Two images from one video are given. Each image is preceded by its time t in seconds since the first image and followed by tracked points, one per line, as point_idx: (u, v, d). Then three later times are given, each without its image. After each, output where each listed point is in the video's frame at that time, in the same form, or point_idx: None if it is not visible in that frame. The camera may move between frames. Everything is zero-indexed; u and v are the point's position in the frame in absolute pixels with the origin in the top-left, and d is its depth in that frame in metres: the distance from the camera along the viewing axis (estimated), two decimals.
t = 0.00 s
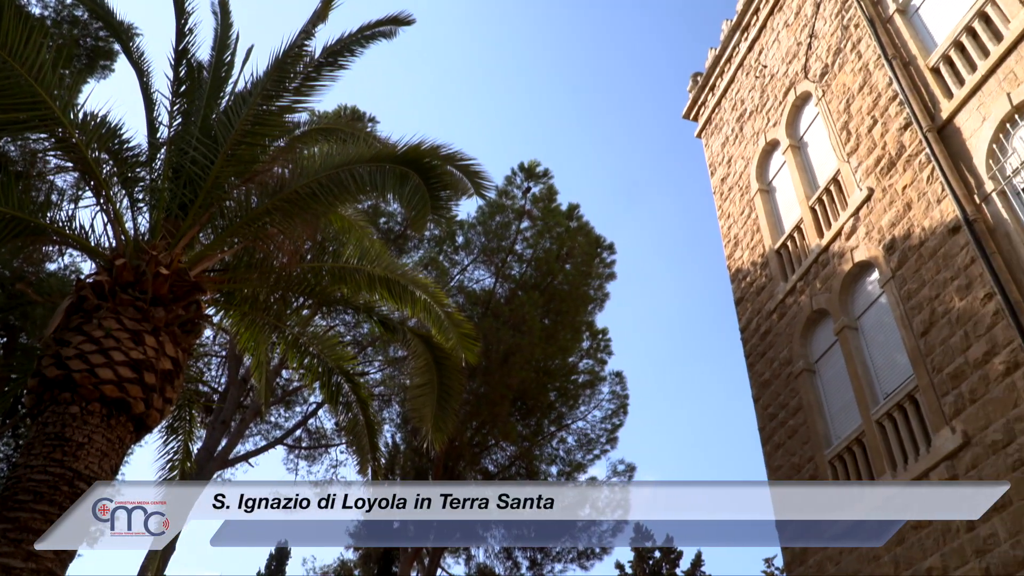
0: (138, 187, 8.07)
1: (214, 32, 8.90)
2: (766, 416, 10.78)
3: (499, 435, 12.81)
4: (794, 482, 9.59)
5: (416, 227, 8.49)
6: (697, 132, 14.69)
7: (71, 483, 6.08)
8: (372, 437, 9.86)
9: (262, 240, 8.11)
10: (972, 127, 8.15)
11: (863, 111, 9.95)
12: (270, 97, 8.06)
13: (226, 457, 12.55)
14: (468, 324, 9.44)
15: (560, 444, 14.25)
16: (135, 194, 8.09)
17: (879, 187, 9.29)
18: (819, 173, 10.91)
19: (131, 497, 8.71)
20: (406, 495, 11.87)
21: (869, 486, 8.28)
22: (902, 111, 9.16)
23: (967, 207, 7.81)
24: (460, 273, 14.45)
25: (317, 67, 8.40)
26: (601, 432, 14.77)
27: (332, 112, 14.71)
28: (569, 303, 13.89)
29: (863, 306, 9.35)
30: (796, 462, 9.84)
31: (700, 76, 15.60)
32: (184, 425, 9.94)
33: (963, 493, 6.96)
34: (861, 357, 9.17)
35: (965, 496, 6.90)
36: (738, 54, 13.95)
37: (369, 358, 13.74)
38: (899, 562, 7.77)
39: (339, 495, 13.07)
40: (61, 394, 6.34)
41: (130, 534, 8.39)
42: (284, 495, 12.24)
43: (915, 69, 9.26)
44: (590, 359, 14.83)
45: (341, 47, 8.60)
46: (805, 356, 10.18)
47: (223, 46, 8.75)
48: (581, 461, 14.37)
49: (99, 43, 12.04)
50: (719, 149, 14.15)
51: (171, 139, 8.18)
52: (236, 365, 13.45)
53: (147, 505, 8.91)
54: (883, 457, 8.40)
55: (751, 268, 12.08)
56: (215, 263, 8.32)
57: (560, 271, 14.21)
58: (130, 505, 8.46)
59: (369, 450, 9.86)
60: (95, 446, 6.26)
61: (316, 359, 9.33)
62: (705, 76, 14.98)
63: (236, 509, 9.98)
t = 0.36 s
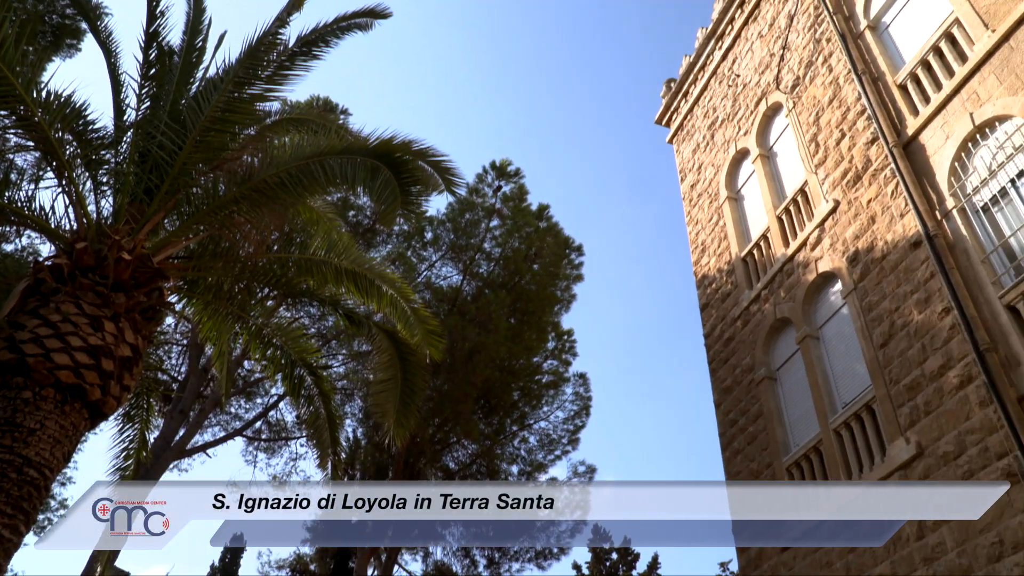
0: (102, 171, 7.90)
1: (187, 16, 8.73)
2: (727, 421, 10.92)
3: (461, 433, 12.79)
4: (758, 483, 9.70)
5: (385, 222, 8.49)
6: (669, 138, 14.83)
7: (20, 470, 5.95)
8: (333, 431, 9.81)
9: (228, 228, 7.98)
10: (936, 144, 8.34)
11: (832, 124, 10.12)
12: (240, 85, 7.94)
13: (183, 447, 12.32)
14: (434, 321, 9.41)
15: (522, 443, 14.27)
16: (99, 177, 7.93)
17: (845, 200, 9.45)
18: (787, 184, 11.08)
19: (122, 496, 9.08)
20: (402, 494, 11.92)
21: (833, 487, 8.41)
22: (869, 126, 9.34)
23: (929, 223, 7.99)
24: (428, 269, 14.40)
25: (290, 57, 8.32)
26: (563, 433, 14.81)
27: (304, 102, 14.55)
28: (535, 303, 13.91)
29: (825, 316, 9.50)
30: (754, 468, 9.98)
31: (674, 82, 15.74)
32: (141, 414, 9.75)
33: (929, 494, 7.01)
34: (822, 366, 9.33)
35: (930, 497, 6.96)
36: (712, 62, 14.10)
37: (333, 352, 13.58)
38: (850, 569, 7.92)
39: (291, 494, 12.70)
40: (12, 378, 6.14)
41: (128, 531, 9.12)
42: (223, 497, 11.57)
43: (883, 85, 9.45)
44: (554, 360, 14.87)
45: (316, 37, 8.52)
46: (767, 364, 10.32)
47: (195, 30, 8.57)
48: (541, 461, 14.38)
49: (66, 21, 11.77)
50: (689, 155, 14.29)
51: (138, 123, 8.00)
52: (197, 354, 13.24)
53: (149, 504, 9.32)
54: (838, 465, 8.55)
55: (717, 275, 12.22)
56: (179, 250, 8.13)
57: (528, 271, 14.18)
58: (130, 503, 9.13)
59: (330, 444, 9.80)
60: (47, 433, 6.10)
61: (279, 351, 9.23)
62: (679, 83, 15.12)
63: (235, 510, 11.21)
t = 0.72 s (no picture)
0: (64, 152, 7.69)
1: None
2: (688, 426, 11.03)
3: (423, 429, 12.74)
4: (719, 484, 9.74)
5: (354, 216, 8.49)
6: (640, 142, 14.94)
7: None
8: (293, 424, 9.75)
9: (193, 216, 7.77)
10: (900, 160, 8.52)
11: (800, 136, 10.28)
12: (211, 70, 7.79)
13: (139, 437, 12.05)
14: (399, 317, 9.40)
15: (483, 442, 14.25)
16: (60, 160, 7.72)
17: (811, 211, 9.60)
18: (754, 193, 11.23)
19: (123, 496, 8.13)
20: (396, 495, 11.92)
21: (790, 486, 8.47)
22: (837, 139, 9.50)
23: (891, 237, 8.15)
24: (395, 264, 14.28)
25: (263, 45, 8.21)
26: (524, 433, 14.81)
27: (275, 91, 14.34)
28: (502, 302, 13.89)
29: (787, 325, 9.64)
30: (713, 473, 10.09)
31: (647, 87, 15.87)
32: (96, 402, 9.54)
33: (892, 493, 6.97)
34: (782, 374, 9.47)
35: (898, 496, 6.89)
36: (685, 69, 14.23)
37: (296, 344, 13.38)
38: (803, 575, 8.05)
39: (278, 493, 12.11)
40: None
41: (129, 532, 7.89)
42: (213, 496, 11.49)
43: (852, 99, 9.63)
44: (519, 360, 14.88)
45: (289, 26, 8.41)
46: (729, 370, 10.45)
47: (166, 13, 8.37)
48: (502, 460, 14.35)
49: None
50: (659, 161, 14.41)
51: (104, 105, 7.77)
52: (156, 343, 12.98)
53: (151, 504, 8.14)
54: (795, 472, 8.69)
55: (683, 280, 12.34)
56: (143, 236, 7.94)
57: (495, 269, 14.11)
58: (130, 501, 8.07)
59: (290, 438, 9.71)
60: None
61: (241, 342, 9.08)
62: (652, 88, 15.24)
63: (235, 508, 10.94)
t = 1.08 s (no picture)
0: (26, 129, 7.53)
1: None
2: (647, 429, 11.12)
3: (383, 424, 12.62)
4: (678, 484, 9.83)
5: (322, 207, 8.47)
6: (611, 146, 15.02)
7: None
8: (253, 415, 9.58)
9: (158, 201, 7.71)
10: (865, 175, 8.68)
11: (769, 147, 10.43)
12: (181, 54, 7.64)
13: (92, 423, 11.78)
14: (364, 310, 9.30)
15: (443, 439, 14.21)
16: (19, 136, 7.60)
17: (777, 221, 9.75)
18: (722, 201, 11.36)
19: (122, 496, 8.84)
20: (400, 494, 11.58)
21: (750, 486, 8.55)
22: (805, 151, 9.65)
23: (853, 250, 8.30)
24: (362, 258, 14.17)
25: (236, 30, 8.07)
26: (484, 432, 14.80)
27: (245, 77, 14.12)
28: (467, 300, 13.86)
29: (749, 333, 9.77)
30: (671, 476, 10.18)
31: (620, 92, 15.97)
32: (49, 385, 9.33)
33: (872, 492, 6.92)
34: (743, 381, 9.59)
35: (877, 496, 6.84)
36: (659, 76, 14.34)
37: (258, 334, 13.18)
38: None
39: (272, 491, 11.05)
40: None
41: (128, 531, 8.65)
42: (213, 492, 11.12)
43: (821, 113, 9.80)
44: (482, 358, 14.85)
45: (264, 13, 8.28)
46: (690, 376, 10.55)
47: None
48: (462, 458, 14.31)
49: None
50: (630, 165, 14.50)
51: (69, 83, 7.56)
52: (114, 328, 12.71)
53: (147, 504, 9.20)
54: (752, 478, 8.80)
55: (649, 285, 12.44)
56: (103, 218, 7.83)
57: (461, 266, 14.07)
58: (129, 502, 8.84)
59: (248, 428, 9.59)
60: None
61: (202, 330, 8.94)
62: (625, 93, 15.33)
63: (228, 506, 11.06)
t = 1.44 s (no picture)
0: None
1: None
2: (604, 432, 11.17)
3: (341, 417, 12.53)
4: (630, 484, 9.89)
5: (288, 195, 8.56)
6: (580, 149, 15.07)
7: None
8: (207, 403, 9.42)
9: (119, 180, 7.64)
10: (828, 190, 8.83)
11: (736, 157, 10.55)
12: (149, 33, 7.46)
13: (39, 406, 11.44)
14: (325, 302, 9.16)
15: (400, 435, 14.11)
16: None
17: (740, 231, 9.87)
18: (688, 208, 11.47)
19: (123, 496, 8.16)
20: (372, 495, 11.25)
21: (711, 487, 8.49)
22: (770, 163, 9.77)
23: (813, 263, 8.44)
24: (325, 249, 13.98)
25: (206, 12, 7.84)
26: (442, 428, 14.73)
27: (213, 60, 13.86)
28: (430, 296, 13.76)
29: (709, 340, 9.88)
30: (625, 479, 10.25)
31: (591, 95, 16.04)
32: None
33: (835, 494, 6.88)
34: (700, 387, 9.70)
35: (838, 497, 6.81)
36: (631, 81, 14.43)
37: (216, 322, 12.92)
38: None
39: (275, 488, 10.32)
40: None
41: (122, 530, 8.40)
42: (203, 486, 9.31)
43: (788, 126, 9.95)
44: (442, 355, 14.78)
45: None
46: (649, 380, 10.63)
47: None
48: (418, 454, 14.23)
49: None
50: (598, 169, 14.56)
51: (29, 54, 7.29)
52: (67, 309, 12.38)
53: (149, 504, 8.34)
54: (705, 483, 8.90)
55: (612, 288, 12.51)
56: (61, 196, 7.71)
57: (426, 262, 13.97)
58: (131, 502, 8.21)
59: (202, 417, 9.40)
60: None
61: (159, 315, 8.73)
62: (596, 96, 15.41)
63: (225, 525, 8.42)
